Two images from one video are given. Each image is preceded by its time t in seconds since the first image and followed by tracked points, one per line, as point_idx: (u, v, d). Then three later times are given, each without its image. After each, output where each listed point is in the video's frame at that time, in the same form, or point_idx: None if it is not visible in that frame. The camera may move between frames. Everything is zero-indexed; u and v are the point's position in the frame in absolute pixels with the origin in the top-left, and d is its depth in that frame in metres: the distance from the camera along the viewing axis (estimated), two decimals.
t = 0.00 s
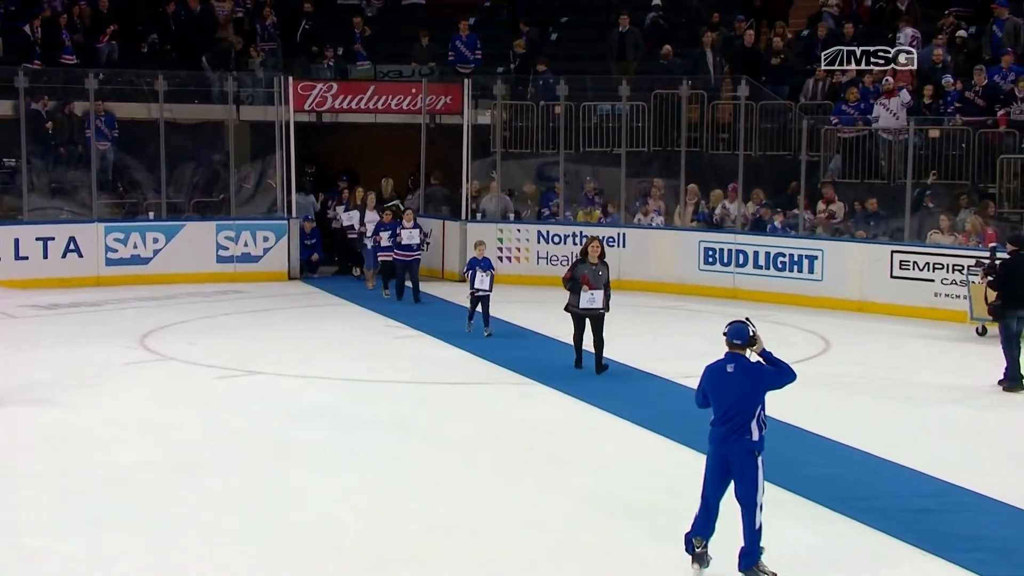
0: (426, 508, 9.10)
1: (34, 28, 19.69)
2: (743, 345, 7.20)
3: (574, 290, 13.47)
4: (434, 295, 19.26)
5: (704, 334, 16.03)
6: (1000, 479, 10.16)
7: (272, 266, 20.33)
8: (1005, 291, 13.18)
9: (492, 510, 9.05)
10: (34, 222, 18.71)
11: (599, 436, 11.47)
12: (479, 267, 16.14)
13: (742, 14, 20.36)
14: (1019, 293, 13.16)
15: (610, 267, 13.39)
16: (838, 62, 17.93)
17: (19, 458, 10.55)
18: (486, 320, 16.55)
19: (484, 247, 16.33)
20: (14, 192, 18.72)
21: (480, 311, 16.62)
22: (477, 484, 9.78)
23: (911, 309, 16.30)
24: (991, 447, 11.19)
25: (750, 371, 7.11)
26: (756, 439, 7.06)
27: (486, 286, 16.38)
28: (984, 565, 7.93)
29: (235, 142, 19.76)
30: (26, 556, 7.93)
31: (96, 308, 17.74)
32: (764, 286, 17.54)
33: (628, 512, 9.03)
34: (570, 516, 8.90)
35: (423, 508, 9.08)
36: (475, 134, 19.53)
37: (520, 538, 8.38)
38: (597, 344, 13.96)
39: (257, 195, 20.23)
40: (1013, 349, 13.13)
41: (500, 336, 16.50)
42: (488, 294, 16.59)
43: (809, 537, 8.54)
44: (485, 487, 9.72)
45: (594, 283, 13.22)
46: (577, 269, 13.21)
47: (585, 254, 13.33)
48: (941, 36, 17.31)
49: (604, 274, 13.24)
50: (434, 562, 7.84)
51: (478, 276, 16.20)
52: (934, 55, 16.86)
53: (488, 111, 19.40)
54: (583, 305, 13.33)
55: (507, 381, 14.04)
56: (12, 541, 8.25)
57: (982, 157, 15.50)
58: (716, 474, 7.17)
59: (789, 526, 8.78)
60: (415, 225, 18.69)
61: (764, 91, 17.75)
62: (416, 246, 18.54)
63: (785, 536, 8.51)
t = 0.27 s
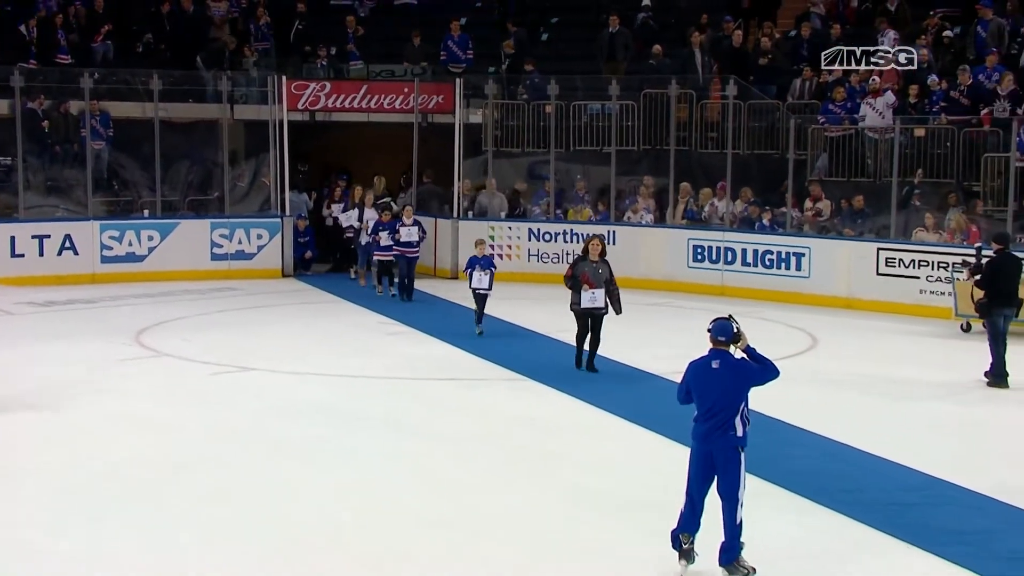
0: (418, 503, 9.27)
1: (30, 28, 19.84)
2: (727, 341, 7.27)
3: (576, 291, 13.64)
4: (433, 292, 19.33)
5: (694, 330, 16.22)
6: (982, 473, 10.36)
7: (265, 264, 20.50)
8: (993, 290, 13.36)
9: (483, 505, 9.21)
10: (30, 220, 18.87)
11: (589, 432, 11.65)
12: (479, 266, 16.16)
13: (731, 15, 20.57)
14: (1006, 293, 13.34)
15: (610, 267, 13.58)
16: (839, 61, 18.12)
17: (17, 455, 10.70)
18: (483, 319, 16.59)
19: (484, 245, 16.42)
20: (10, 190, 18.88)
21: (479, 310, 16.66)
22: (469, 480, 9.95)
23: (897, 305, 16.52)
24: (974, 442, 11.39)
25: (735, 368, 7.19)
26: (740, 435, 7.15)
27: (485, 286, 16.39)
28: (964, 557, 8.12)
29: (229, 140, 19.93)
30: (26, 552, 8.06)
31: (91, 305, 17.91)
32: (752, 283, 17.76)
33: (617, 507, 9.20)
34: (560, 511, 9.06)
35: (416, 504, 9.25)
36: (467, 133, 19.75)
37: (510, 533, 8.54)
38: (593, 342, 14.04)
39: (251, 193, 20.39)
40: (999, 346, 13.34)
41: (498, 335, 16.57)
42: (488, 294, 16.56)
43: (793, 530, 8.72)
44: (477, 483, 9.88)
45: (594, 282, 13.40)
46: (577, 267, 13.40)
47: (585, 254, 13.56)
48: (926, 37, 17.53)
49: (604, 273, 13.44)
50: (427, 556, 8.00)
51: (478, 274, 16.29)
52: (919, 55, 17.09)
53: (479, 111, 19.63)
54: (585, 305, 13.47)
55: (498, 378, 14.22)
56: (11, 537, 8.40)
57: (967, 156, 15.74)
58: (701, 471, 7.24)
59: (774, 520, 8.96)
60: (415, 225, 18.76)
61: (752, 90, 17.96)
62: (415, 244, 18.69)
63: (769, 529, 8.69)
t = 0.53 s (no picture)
0: (412, 499, 9.42)
1: (26, 27, 19.98)
2: (717, 338, 7.32)
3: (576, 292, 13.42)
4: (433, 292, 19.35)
5: (684, 327, 16.41)
6: (966, 468, 10.55)
7: (260, 261, 20.68)
8: (983, 290, 13.53)
9: (477, 501, 9.37)
10: (26, 217, 19.02)
11: (580, 428, 11.82)
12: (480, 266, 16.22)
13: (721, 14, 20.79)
14: (996, 292, 13.52)
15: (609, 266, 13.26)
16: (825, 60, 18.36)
17: (16, 451, 10.82)
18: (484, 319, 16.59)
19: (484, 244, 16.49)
20: (7, 188, 19.00)
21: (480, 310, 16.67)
22: (463, 476, 10.11)
23: (883, 302, 16.74)
24: (958, 437, 11.59)
25: (724, 364, 7.20)
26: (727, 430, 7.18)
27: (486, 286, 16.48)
28: (949, 549, 8.30)
29: (223, 138, 20.10)
30: (27, 547, 8.19)
31: (87, 302, 18.07)
32: (741, 280, 17.97)
33: (607, 502, 9.36)
34: (551, 506, 9.23)
35: (410, 500, 9.41)
36: (459, 131, 19.98)
37: (503, 528, 8.70)
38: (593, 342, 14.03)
39: (245, 191, 20.56)
40: (987, 345, 13.55)
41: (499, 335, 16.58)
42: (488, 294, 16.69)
43: (779, 524, 8.90)
44: (471, 479, 10.04)
45: (594, 283, 13.18)
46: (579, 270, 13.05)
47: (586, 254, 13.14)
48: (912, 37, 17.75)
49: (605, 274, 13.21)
50: (421, 551, 8.15)
51: (479, 274, 16.31)
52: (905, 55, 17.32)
53: (472, 109, 19.83)
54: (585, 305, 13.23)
55: (490, 374, 14.40)
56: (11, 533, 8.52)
57: (953, 154, 15.97)
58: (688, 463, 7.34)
59: (761, 514, 9.13)
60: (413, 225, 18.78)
61: (740, 90, 18.17)
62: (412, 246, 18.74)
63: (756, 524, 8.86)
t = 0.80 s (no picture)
0: (407, 496, 9.59)
1: (21, 27, 20.11)
2: (715, 338, 7.42)
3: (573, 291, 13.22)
4: (435, 292, 19.33)
5: (675, 324, 16.60)
6: (949, 462, 10.76)
7: (253, 258, 20.86)
8: (975, 286, 13.69)
9: (470, 497, 9.54)
10: (22, 215, 19.16)
11: (572, 424, 12.00)
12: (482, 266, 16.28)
13: (709, 14, 21.01)
14: (986, 289, 13.71)
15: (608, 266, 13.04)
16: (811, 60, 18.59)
17: (14, 449, 10.96)
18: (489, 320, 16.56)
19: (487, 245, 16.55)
20: (3, 186, 19.15)
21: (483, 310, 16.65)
22: (456, 472, 10.28)
23: (869, 298, 16.97)
24: (941, 432, 11.81)
25: (717, 363, 7.33)
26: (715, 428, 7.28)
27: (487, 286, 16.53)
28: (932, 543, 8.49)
29: (217, 136, 20.28)
30: (29, 545, 8.33)
31: (82, 299, 18.24)
32: (728, 277, 18.18)
33: (597, 497, 9.54)
34: (542, 502, 9.40)
35: (405, 496, 9.57)
36: (450, 130, 20.17)
37: (496, 523, 8.87)
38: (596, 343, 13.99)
39: (239, 188, 20.77)
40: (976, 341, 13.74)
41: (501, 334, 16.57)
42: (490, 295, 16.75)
43: (766, 517, 9.09)
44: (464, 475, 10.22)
45: (594, 282, 13.03)
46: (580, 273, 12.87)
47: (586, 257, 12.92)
48: (897, 37, 17.98)
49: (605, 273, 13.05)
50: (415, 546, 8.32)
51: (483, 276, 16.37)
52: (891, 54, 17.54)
53: (463, 108, 20.02)
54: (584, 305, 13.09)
55: (481, 370, 14.61)
56: (12, 530, 8.66)
57: (938, 153, 16.21)
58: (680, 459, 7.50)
59: (748, 508, 9.31)
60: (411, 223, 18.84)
61: (728, 89, 18.39)
62: (411, 242, 18.81)
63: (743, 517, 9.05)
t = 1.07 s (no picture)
0: (403, 489, 9.78)
1: (19, 26, 20.30)
2: (732, 337, 7.44)
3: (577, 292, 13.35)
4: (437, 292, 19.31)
5: (667, 320, 16.82)
6: (933, 455, 10.99)
7: (249, 255, 21.09)
8: (967, 282, 13.76)
9: (465, 490, 9.73)
10: (21, 212, 19.34)
11: (564, 419, 12.21)
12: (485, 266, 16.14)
13: (699, 13, 21.24)
14: (978, 285, 13.79)
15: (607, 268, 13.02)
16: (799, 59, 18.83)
17: (16, 444, 11.12)
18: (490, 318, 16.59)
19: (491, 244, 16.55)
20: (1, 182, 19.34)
21: (485, 309, 16.67)
22: (451, 466, 10.47)
23: (857, 294, 17.23)
24: (927, 426, 12.04)
25: (733, 361, 7.37)
26: (726, 426, 7.35)
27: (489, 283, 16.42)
28: (917, 534, 8.69)
29: (213, 134, 20.50)
30: (34, 538, 8.50)
31: (81, 295, 18.45)
32: (718, 273, 18.44)
33: (589, 490, 9.73)
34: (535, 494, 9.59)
35: (401, 489, 9.77)
36: (444, 127, 20.37)
37: (490, 515, 9.07)
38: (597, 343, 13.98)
39: (236, 185, 20.95)
40: (964, 335, 13.86)
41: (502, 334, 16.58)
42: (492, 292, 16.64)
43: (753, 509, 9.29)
44: (459, 468, 10.41)
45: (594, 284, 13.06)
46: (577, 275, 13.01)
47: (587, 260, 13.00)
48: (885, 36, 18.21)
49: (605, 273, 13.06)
50: (411, 538, 8.51)
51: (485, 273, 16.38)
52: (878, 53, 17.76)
53: (456, 107, 20.26)
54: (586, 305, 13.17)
55: (474, 365, 14.85)
56: (16, 524, 8.83)
57: (924, 151, 16.45)
58: (690, 455, 7.47)
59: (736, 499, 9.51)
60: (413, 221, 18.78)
61: (718, 87, 18.62)
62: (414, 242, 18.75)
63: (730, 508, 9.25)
